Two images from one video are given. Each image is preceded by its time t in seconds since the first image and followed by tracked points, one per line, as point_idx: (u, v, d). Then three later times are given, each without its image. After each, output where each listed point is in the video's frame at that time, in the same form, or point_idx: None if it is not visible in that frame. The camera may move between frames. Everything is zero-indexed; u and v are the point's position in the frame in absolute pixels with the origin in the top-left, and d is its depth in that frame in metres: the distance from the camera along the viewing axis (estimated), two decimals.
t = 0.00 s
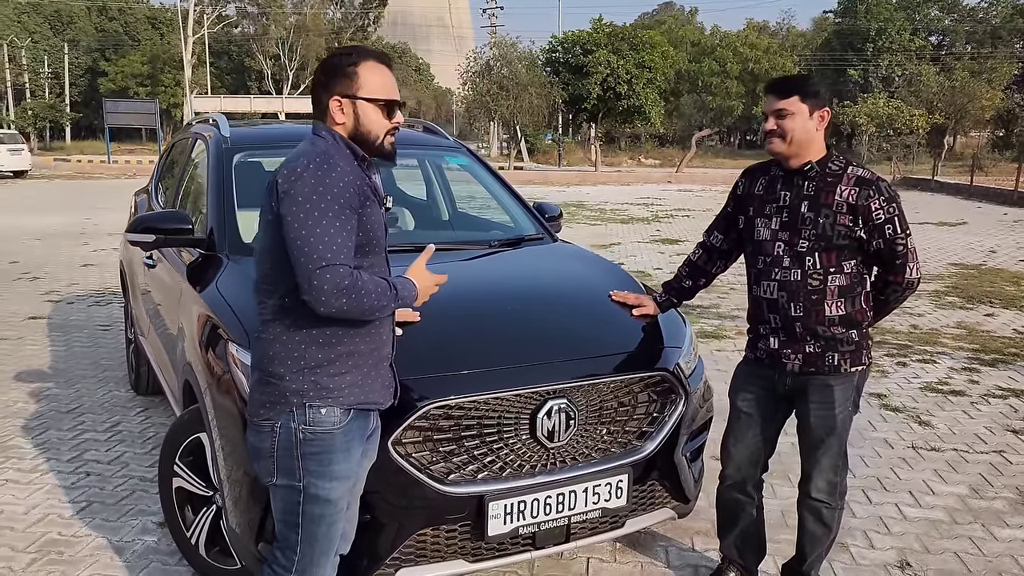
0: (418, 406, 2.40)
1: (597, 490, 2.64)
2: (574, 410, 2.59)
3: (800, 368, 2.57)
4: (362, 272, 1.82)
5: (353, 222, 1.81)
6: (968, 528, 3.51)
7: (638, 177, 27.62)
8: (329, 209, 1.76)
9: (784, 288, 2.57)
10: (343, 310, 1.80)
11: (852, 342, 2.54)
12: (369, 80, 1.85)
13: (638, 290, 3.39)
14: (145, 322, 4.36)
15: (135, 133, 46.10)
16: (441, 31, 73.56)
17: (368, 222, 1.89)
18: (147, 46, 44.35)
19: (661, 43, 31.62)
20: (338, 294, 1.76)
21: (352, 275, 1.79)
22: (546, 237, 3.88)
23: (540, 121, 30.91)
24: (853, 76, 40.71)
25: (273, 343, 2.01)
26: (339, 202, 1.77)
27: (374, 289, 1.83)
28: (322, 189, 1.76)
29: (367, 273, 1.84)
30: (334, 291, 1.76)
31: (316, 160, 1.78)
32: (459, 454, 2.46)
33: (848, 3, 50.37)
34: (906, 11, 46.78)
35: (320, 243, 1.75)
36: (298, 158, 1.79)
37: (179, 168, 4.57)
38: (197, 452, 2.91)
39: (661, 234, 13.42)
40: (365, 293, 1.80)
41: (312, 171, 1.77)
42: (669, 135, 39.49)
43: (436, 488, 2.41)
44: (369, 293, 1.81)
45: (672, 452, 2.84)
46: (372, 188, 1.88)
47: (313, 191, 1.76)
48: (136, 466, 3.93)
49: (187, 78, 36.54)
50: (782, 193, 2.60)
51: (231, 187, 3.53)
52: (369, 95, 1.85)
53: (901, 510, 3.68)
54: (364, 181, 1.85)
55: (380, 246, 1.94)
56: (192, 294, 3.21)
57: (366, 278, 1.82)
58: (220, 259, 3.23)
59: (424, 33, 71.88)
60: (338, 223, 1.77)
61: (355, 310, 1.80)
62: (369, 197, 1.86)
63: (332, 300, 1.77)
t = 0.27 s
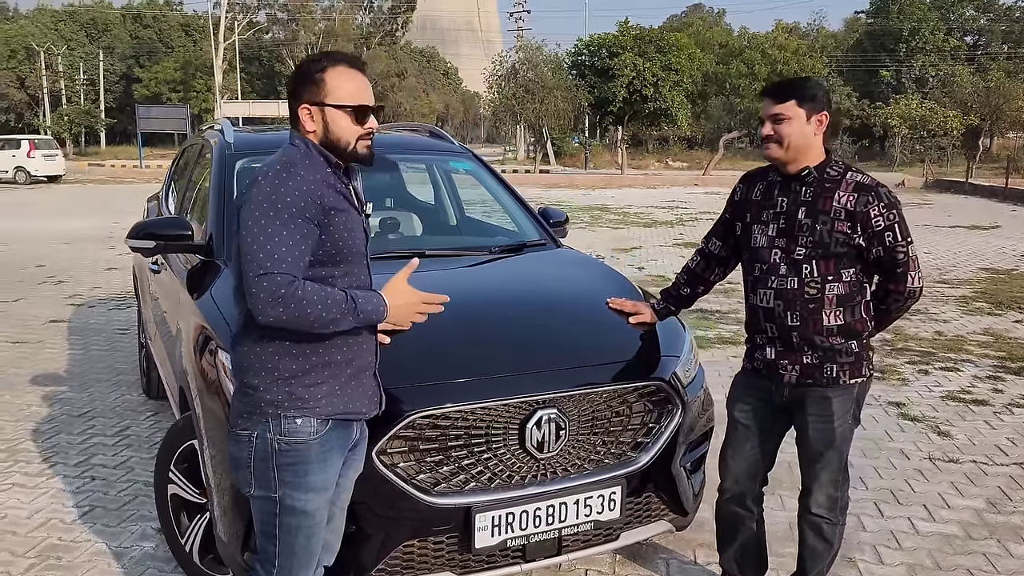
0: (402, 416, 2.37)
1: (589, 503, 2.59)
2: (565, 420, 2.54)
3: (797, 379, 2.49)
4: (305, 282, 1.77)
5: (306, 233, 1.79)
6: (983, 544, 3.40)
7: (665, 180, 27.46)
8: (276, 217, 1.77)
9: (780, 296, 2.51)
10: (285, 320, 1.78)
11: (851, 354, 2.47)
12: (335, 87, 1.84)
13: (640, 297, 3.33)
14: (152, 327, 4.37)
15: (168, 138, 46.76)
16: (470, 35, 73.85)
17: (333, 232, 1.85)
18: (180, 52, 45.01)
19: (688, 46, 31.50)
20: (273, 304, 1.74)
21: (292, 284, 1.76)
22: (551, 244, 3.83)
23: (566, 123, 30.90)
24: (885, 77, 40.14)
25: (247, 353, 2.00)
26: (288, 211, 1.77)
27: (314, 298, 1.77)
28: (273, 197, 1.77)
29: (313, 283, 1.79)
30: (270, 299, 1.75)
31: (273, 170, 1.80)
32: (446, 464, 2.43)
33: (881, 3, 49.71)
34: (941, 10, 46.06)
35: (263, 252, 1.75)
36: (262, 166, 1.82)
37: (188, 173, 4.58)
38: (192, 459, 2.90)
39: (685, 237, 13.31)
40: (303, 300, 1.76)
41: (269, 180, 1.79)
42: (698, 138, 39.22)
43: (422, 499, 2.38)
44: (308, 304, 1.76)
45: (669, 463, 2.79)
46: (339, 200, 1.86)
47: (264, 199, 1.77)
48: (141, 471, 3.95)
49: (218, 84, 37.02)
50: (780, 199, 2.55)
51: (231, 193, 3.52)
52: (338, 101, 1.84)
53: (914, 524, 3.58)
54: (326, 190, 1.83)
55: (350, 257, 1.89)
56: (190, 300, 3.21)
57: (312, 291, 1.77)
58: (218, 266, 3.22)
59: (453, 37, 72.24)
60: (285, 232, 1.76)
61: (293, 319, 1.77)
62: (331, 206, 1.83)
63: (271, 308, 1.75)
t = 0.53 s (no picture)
0: (388, 425, 2.32)
1: (581, 516, 2.52)
2: (557, 431, 2.48)
3: (797, 394, 2.43)
4: (268, 283, 1.71)
5: (276, 237, 1.76)
6: (1002, 566, 3.27)
7: (696, 185, 27.23)
8: (242, 223, 1.73)
9: (780, 306, 2.44)
10: (249, 326, 1.72)
11: (855, 369, 2.39)
12: (308, 90, 1.82)
13: (644, 305, 3.26)
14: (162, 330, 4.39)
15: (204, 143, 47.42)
16: (503, 40, 74.03)
17: (304, 236, 1.81)
18: (216, 59, 45.69)
19: (720, 49, 31.34)
20: (235, 308, 1.70)
21: (254, 286, 1.71)
22: (557, 251, 3.77)
23: (597, 128, 30.82)
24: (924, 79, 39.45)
25: (223, 361, 1.97)
26: (255, 217, 1.74)
27: (277, 298, 1.70)
28: (240, 203, 1.75)
29: (279, 283, 1.72)
30: (233, 303, 1.70)
31: (242, 176, 1.78)
32: (433, 476, 2.38)
33: (921, 6, 48.90)
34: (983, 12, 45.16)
35: (228, 256, 1.72)
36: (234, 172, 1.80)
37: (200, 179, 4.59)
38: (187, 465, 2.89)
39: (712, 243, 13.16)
40: (264, 302, 1.69)
41: (237, 186, 1.76)
42: (731, 142, 38.87)
43: (408, 511, 2.33)
44: (269, 306, 1.70)
45: (668, 477, 2.71)
46: (313, 205, 1.81)
47: (231, 205, 1.75)
48: (148, 474, 3.95)
49: (253, 89, 37.50)
50: (781, 207, 2.47)
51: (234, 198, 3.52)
52: (310, 105, 1.82)
53: (930, 542, 3.45)
54: (297, 194, 1.79)
55: (324, 261, 1.82)
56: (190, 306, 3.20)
57: (277, 291, 1.71)
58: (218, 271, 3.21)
59: (486, 42, 72.48)
60: (251, 238, 1.73)
61: (257, 323, 1.71)
62: (301, 212, 1.79)
63: (235, 314, 1.71)
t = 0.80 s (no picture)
0: (379, 428, 2.29)
1: (578, 522, 2.47)
2: (553, 436, 2.43)
3: (799, 402, 2.36)
4: (258, 274, 1.66)
5: (262, 233, 1.71)
6: None
7: (725, 185, 26.97)
8: (228, 219, 1.70)
9: (782, 310, 2.37)
10: (241, 319, 1.66)
11: (859, 375, 2.32)
12: (291, 88, 1.80)
13: (650, 308, 3.20)
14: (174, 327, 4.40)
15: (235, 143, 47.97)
16: (533, 40, 73.98)
17: (289, 233, 1.77)
18: (248, 60, 46.28)
19: (750, 48, 31.08)
20: (228, 301, 1.64)
21: (243, 278, 1.66)
22: (566, 252, 3.72)
23: (625, 127, 30.67)
24: (961, 78, 38.74)
25: (207, 364, 1.93)
26: (242, 212, 1.70)
27: (267, 288, 1.64)
28: (226, 199, 1.71)
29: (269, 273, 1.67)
30: (224, 297, 1.64)
31: (227, 173, 1.75)
32: (425, 480, 2.35)
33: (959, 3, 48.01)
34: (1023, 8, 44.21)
35: (218, 250, 1.67)
36: (218, 171, 1.77)
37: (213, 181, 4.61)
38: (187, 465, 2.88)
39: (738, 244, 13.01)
40: (252, 293, 1.64)
41: (223, 183, 1.73)
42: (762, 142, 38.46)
43: (399, 515, 2.30)
44: (258, 297, 1.64)
45: (670, 483, 2.65)
46: (297, 201, 1.78)
47: (218, 202, 1.71)
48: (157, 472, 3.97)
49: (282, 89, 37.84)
50: (784, 207, 2.40)
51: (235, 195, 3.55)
52: (292, 103, 1.80)
53: (945, 553, 3.36)
54: (281, 191, 1.76)
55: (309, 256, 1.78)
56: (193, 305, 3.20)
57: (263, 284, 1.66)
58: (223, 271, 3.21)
59: (515, 42, 72.46)
60: (239, 233, 1.68)
61: (249, 316, 1.65)
62: (285, 209, 1.75)
63: (226, 309, 1.65)
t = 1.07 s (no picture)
0: (377, 425, 2.27)
1: (580, 522, 2.44)
2: (553, 434, 2.40)
3: (805, 401, 2.32)
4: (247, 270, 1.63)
5: (254, 228, 1.69)
6: None
7: (747, 179, 26.77)
8: (218, 213, 1.67)
9: (787, 306, 2.32)
10: (232, 316, 1.63)
11: (866, 374, 2.27)
12: (281, 80, 1.78)
13: (656, 303, 3.15)
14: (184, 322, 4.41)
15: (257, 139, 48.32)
16: (554, 34, 73.75)
17: (279, 227, 1.75)
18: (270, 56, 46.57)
19: (772, 40, 30.79)
20: (218, 299, 1.61)
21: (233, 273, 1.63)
22: (574, 246, 3.68)
23: (646, 120, 30.50)
24: (989, 69, 38.14)
25: (199, 361, 1.89)
26: (233, 206, 1.68)
27: (258, 284, 1.61)
28: (217, 193, 1.69)
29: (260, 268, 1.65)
30: (214, 294, 1.61)
31: (217, 167, 1.72)
32: (424, 478, 2.32)
33: None
34: None
35: (209, 246, 1.65)
36: (208, 164, 1.75)
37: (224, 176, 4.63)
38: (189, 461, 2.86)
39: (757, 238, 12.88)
40: (242, 289, 1.61)
41: (213, 177, 1.71)
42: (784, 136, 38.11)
43: (397, 513, 2.28)
44: (250, 293, 1.61)
45: (674, 482, 2.60)
46: (288, 196, 1.76)
47: (208, 196, 1.69)
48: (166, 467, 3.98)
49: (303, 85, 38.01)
50: (791, 202, 2.35)
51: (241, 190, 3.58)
52: (281, 96, 1.78)
53: (960, 554, 3.28)
54: (271, 184, 1.74)
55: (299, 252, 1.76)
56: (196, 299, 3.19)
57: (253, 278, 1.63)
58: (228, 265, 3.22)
59: (537, 36, 72.29)
60: (230, 228, 1.66)
61: (240, 313, 1.63)
62: (276, 203, 1.73)
63: (216, 305, 1.62)
